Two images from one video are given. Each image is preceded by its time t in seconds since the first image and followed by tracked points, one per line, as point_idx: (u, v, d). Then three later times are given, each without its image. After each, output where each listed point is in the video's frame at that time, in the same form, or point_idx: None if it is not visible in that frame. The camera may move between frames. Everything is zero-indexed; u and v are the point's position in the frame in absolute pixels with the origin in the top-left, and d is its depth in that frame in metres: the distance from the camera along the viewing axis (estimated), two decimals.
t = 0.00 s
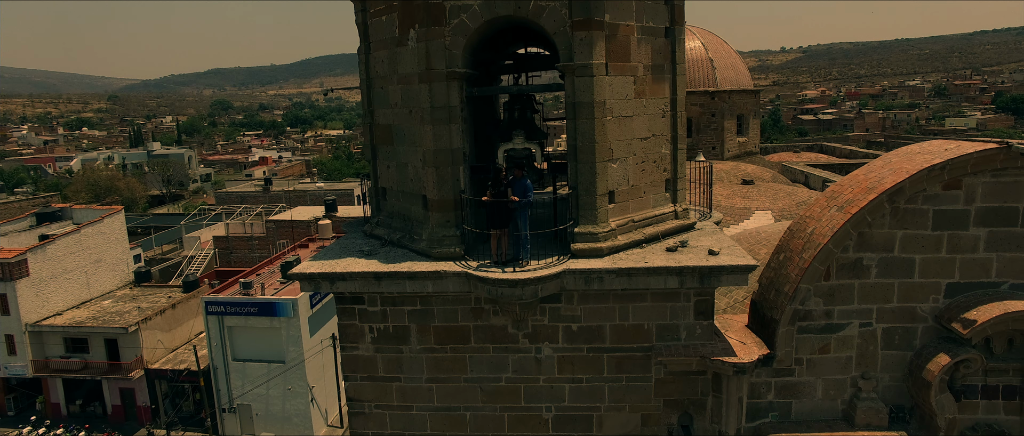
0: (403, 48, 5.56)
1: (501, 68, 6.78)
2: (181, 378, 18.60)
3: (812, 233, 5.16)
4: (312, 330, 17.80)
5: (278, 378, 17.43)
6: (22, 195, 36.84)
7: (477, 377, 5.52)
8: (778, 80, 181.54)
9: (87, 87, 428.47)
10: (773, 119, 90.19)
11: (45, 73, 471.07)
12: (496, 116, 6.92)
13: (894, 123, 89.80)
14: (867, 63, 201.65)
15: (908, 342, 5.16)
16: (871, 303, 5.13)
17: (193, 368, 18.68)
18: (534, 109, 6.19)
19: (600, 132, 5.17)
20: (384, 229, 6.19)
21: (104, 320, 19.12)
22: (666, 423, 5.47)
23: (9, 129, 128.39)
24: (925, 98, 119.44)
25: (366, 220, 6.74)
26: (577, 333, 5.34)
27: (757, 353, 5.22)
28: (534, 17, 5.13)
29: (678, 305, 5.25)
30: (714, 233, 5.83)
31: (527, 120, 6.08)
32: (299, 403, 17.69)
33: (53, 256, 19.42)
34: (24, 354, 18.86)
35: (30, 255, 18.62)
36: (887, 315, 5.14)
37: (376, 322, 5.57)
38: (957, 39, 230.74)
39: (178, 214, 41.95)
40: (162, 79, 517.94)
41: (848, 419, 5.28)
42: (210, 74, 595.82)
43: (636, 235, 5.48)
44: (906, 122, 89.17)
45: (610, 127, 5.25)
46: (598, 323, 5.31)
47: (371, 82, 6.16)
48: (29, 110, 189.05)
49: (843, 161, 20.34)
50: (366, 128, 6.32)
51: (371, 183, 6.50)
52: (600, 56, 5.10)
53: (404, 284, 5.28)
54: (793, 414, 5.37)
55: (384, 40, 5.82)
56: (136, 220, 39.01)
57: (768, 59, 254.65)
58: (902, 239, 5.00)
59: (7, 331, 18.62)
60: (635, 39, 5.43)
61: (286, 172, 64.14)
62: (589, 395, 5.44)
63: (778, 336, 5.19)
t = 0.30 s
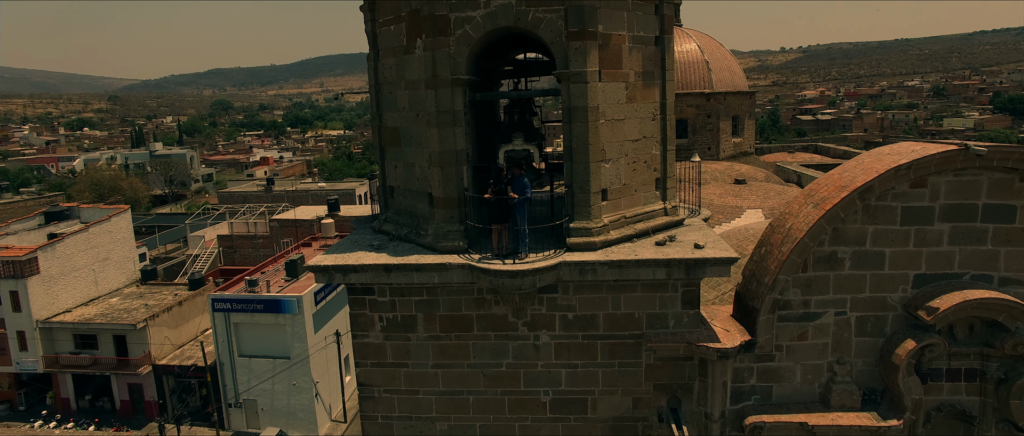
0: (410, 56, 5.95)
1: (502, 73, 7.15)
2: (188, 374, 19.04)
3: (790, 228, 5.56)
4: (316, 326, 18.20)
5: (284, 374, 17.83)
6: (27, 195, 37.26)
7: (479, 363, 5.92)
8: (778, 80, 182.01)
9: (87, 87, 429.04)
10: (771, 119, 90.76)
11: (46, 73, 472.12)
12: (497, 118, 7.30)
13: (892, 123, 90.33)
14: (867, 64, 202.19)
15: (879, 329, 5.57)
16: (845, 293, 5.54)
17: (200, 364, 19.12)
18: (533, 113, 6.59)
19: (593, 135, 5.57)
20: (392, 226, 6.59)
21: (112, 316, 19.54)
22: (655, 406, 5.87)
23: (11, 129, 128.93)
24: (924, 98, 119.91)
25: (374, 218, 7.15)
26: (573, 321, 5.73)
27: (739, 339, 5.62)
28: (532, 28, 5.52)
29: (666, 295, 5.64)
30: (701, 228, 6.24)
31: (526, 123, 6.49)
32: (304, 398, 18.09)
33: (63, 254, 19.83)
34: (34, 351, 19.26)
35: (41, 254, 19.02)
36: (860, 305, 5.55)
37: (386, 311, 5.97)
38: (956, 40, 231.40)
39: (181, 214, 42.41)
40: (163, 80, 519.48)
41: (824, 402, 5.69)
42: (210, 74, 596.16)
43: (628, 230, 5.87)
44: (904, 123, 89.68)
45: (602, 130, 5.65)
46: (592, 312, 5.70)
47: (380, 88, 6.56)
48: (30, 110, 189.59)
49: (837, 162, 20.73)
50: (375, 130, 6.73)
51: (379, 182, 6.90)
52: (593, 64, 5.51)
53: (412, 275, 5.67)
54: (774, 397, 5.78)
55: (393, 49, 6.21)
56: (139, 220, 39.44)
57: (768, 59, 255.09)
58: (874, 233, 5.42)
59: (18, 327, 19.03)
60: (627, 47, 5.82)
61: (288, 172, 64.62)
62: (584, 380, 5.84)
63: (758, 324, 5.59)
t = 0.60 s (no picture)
0: (418, 64, 6.37)
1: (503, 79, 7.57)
2: (195, 370, 19.48)
3: (771, 225, 5.98)
4: (321, 323, 18.64)
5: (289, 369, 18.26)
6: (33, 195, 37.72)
7: (482, 351, 6.35)
8: (778, 81, 182.51)
9: (88, 87, 429.65)
10: (770, 120, 91.29)
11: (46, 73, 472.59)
12: (499, 122, 7.72)
13: (891, 123, 90.85)
14: (866, 64, 202.76)
15: (853, 319, 6.00)
16: (822, 285, 5.97)
17: (207, 360, 19.58)
18: (533, 118, 7.01)
19: (588, 139, 6.00)
20: (400, 224, 7.01)
21: (121, 314, 19.98)
22: (646, 392, 6.29)
23: (13, 129, 129.57)
24: (923, 99, 120.42)
25: (383, 216, 7.58)
26: (569, 312, 6.16)
27: (724, 328, 6.05)
28: (532, 39, 5.94)
29: (656, 287, 6.06)
30: (690, 226, 6.66)
31: (527, 127, 6.91)
32: (309, 394, 18.54)
33: (73, 252, 20.29)
34: (45, 347, 19.71)
35: (51, 252, 19.48)
36: (836, 296, 5.98)
37: (395, 303, 6.39)
38: (956, 40, 231.97)
39: (185, 214, 42.89)
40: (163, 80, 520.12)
41: (803, 387, 6.12)
42: (210, 74, 596.25)
43: (621, 227, 6.30)
44: (903, 123, 90.18)
45: (596, 134, 6.08)
46: (586, 303, 6.13)
47: (389, 94, 6.99)
48: (32, 110, 190.17)
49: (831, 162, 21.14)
50: (385, 133, 7.15)
51: (388, 183, 7.32)
52: (588, 73, 5.93)
53: (420, 269, 6.10)
54: (756, 382, 6.20)
55: (402, 58, 6.63)
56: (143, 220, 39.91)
57: (768, 59, 255.44)
58: (848, 230, 5.85)
59: (30, 324, 19.47)
60: (620, 57, 6.25)
61: (290, 172, 65.10)
62: (580, 367, 6.26)
63: (742, 314, 6.02)
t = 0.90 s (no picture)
0: (426, 74, 6.89)
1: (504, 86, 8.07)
2: (204, 365, 20.03)
3: (751, 223, 6.50)
4: (326, 320, 19.17)
5: (296, 365, 18.80)
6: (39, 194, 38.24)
7: (486, 339, 6.87)
8: (777, 81, 183.18)
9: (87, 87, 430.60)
10: (769, 121, 91.95)
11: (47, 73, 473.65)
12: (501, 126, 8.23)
13: (889, 124, 91.47)
14: (865, 64, 203.51)
15: (827, 309, 6.53)
16: (798, 278, 6.49)
17: (215, 356, 20.12)
18: (532, 122, 7.52)
19: (583, 144, 6.53)
20: (409, 221, 7.53)
21: (132, 311, 20.50)
22: (637, 377, 6.81)
23: (15, 129, 130.10)
24: (921, 99, 121.12)
25: (393, 214, 8.09)
26: (566, 303, 6.69)
27: (708, 318, 6.58)
28: (532, 52, 6.46)
29: (645, 279, 6.58)
30: (678, 223, 7.18)
31: (527, 132, 7.43)
32: (315, 388, 19.10)
33: (84, 251, 20.81)
34: (57, 343, 20.21)
35: (63, 251, 20.00)
36: (811, 288, 6.50)
37: (405, 294, 6.91)
38: (955, 41, 232.87)
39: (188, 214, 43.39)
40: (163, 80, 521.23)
41: (781, 372, 6.66)
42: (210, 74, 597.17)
43: (614, 224, 6.82)
44: (901, 123, 90.80)
45: (591, 139, 6.60)
46: (581, 295, 6.66)
47: (399, 100, 7.50)
48: (33, 110, 190.79)
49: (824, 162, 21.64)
50: (395, 137, 7.67)
51: (398, 183, 7.84)
52: (583, 82, 6.46)
53: (428, 262, 6.62)
54: (739, 368, 6.73)
55: (411, 67, 7.15)
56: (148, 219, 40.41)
57: (767, 59, 256.36)
58: (821, 227, 6.38)
59: (43, 321, 19.98)
60: (613, 67, 6.77)
61: (291, 172, 65.61)
62: (576, 354, 6.79)
63: (725, 305, 6.54)
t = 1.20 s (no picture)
0: (434, 82, 7.38)
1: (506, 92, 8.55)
2: (211, 361, 20.59)
3: (736, 221, 6.98)
4: (331, 317, 19.68)
5: (302, 360, 19.28)
6: (45, 195, 38.74)
7: (489, 329, 7.36)
8: (776, 81, 184.13)
9: (87, 87, 430.86)
10: (767, 122, 92.45)
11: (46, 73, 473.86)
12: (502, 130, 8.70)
13: (887, 124, 92.01)
14: (864, 65, 204.10)
15: (807, 301, 7.02)
16: (781, 272, 6.97)
17: (223, 352, 20.63)
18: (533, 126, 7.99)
19: (580, 147, 7.02)
20: (417, 220, 8.01)
21: (141, 308, 21.01)
22: (631, 365, 7.30)
23: (15, 129, 130.51)
24: (919, 100, 121.69)
25: (401, 213, 8.57)
26: (564, 296, 7.18)
27: (696, 309, 7.06)
28: (532, 62, 6.95)
29: (638, 274, 7.07)
30: (670, 221, 7.66)
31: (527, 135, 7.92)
32: (320, 383, 19.60)
33: (94, 249, 21.32)
34: (69, 339, 20.70)
35: (74, 249, 20.51)
36: (792, 282, 6.98)
37: (414, 288, 7.40)
38: (953, 41, 233.48)
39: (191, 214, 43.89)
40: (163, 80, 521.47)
41: (764, 360, 7.14)
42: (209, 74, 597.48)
43: (608, 222, 7.30)
44: (899, 124, 91.35)
45: (587, 143, 7.10)
46: (578, 288, 7.14)
47: (407, 106, 7.98)
48: (33, 109, 191.14)
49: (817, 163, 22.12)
50: (403, 141, 8.15)
51: (406, 184, 8.32)
52: (579, 90, 6.95)
53: (436, 258, 7.10)
54: (725, 356, 7.21)
55: (419, 75, 7.63)
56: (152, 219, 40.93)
57: (767, 59, 256.89)
58: (801, 225, 6.87)
59: (55, 317, 20.50)
60: (608, 75, 7.25)
61: (293, 172, 66.12)
62: (574, 343, 7.27)
63: (711, 297, 7.03)
